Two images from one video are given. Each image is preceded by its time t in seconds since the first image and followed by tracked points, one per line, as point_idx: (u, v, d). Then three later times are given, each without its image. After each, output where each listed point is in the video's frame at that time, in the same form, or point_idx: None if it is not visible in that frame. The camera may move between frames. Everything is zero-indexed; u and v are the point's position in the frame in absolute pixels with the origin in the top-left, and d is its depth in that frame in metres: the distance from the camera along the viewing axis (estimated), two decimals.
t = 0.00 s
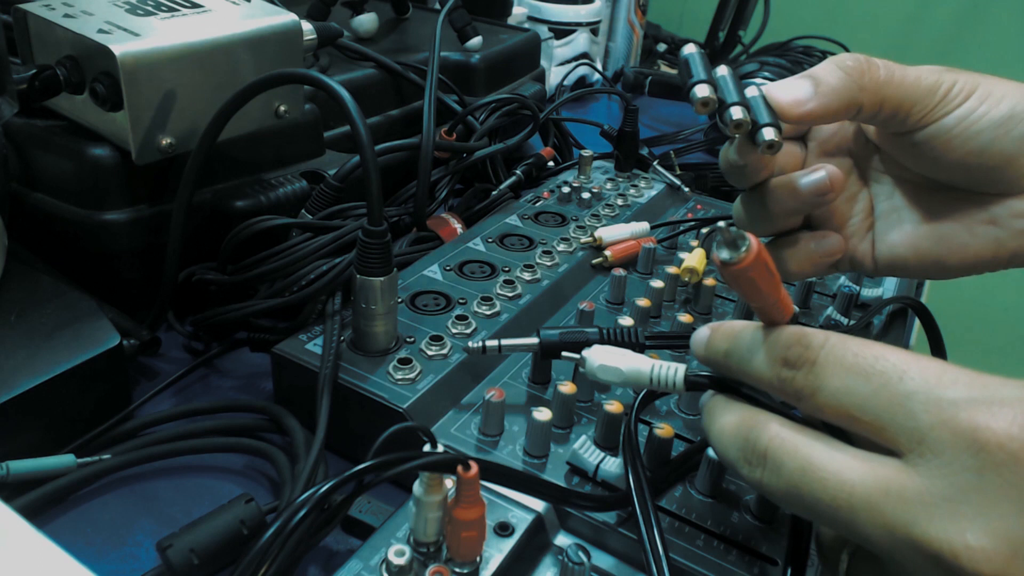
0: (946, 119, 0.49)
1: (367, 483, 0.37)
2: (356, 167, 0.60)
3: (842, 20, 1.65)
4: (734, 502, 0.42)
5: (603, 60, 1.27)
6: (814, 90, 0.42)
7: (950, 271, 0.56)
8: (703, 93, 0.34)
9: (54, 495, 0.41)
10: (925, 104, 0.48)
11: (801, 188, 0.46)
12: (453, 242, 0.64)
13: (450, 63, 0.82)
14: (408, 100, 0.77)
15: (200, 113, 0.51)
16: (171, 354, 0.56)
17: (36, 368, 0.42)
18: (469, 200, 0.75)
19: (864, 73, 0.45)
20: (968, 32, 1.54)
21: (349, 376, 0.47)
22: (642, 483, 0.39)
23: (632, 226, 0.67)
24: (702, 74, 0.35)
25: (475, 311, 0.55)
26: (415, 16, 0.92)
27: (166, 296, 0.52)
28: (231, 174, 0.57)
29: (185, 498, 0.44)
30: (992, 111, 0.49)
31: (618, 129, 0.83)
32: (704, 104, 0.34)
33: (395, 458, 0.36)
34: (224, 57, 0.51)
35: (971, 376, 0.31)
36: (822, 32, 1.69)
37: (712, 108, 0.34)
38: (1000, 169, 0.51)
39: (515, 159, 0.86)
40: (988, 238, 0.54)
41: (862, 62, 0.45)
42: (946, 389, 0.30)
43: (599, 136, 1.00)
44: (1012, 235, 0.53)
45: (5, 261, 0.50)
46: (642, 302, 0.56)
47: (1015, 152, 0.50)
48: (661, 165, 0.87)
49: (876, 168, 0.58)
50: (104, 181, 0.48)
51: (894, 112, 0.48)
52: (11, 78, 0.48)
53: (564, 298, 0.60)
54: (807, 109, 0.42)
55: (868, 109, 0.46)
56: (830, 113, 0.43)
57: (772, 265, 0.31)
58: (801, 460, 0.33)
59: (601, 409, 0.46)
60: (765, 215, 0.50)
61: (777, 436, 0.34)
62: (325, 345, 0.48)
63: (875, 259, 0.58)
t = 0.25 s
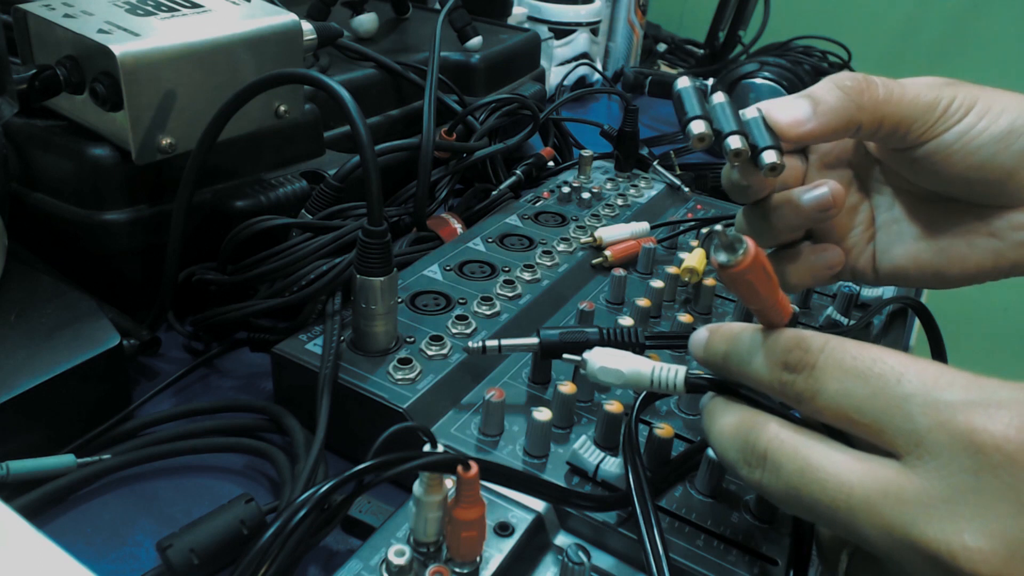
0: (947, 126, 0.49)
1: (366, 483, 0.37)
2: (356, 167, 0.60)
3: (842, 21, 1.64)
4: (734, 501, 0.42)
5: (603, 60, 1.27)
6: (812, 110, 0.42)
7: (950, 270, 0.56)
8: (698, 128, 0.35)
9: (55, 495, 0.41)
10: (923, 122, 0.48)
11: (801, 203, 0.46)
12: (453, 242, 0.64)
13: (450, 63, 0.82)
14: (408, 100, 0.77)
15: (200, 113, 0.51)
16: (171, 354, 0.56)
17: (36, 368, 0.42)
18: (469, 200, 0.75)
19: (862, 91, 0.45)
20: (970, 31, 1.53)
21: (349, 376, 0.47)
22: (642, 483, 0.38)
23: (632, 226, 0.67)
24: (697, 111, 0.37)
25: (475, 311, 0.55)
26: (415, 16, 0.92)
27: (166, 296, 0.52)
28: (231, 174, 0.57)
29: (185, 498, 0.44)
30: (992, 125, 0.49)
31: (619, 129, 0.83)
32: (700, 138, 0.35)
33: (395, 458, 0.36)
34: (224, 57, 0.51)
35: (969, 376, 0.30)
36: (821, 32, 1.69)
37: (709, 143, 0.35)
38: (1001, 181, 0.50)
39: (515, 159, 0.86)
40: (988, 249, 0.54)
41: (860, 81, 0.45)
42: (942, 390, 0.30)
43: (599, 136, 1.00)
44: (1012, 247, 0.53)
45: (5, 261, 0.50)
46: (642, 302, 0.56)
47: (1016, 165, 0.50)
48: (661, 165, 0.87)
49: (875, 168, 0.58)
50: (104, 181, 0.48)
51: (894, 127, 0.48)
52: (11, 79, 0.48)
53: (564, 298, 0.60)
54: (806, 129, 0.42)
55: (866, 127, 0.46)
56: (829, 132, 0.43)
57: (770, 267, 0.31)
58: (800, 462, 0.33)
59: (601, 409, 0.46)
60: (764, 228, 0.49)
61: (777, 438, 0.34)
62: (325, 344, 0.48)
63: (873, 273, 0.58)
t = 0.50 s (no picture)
0: (950, 128, 0.49)
1: (367, 483, 0.37)
2: (356, 167, 0.60)
3: (842, 21, 1.64)
4: (734, 501, 0.42)
5: (603, 60, 1.27)
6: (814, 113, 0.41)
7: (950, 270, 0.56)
8: (690, 143, 0.35)
9: (55, 494, 0.41)
10: (925, 125, 0.48)
11: (801, 206, 0.46)
12: (453, 242, 0.64)
13: (450, 63, 0.82)
14: (408, 100, 0.77)
15: (200, 113, 0.51)
16: (171, 354, 0.56)
17: (36, 368, 0.42)
18: (469, 200, 0.75)
19: (865, 96, 0.45)
20: (970, 32, 1.52)
21: (349, 376, 0.47)
22: (642, 483, 0.39)
23: (632, 226, 0.67)
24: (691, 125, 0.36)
25: (475, 311, 0.55)
26: (415, 16, 0.92)
27: (166, 296, 0.52)
28: (230, 174, 0.57)
29: (185, 498, 0.44)
30: (994, 127, 0.49)
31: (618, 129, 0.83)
32: (691, 153, 0.35)
33: (395, 458, 0.36)
34: (224, 57, 0.51)
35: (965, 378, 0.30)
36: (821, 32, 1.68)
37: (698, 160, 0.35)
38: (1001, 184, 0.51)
39: (515, 159, 0.86)
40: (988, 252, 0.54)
41: (862, 85, 0.45)
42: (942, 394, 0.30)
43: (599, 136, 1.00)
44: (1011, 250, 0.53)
45: (5, 261, 0.50)
46: (642, 302, 0.56)
47: (1015, 169, 0.50)
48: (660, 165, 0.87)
49: (875, 167, 0.58)
50: (104, 181, 0.48)
51: (897, 129, 0.48)
52: (11, 78, 0.48)
53: (564, 298, 0.60)
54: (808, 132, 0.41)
55: (868, 131, 0.46)
56: (830, 136, 0.43)
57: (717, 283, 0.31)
58: (798, 465, 0.33)
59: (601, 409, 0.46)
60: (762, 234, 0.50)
61: (772, 445, 0.34)
62: (325, 344, 0.48)
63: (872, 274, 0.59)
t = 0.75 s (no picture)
0: (951, 140, 0.49)
1: (367, 483, 0.37)
2: (356, 167, 0.60)
3: (842, 21, 1.64)
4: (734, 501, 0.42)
5: (603, 60, 1.27)
6: (817, 126, 0.42)
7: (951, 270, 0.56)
8: (675, 172, 0.37)
9: (55, 494, 0.41)
10: (926, 138, 0.48)
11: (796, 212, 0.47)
12: (453, 242, 0.64)
13: (450, 63, 0.82)
14: (408, 100, 0.77)
15: (200, 113, 0.51)
16: (171, 354, 0.56)
17: (36, 367, 0.42)
18: (469, 200, 0.75)
19: (867, 114, 0.45)
20: (971, 32, 1.53)
21: (349, 376, 0.47)
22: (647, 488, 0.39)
23: (633, 226, 0.67)
24: (678, 149, 0.38)
25: (475, 311, 0.55)
26: (415, 16, 0.92)
27: (166, 296, 0.52)
28: (230, 174, 0.57)
29: (185, 498, 0.44)
30: (992, 139, 0.49)
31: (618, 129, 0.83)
32: (675, 182, 0.37)
33: (395, 458, 0.36)
34: (224, 57, 0.51)
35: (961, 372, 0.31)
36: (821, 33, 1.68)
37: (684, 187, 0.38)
38: (999, 192, 0.51)
39: (515, 159, 0.86)
40: (981, 258, 0.55)
41: (865, 103, 0.45)
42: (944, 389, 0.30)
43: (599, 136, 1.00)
44: (1004, 256, 0.54)
45: (5, 261, 0.50)
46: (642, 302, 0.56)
47: (1013, 178, 0.50)
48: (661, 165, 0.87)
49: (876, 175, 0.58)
50: (104, 182, 0.48)
51: (899, 144, 0.47)
52: (11, 78, 0.48)
53: (564, 298, 0.60)
54: (810, 144, 0.41)
55: (870, 148, 0.46)
56: (831, 152, 0.43)
57: (657, 304, 0.33)
58: (789, 461, 0.33)
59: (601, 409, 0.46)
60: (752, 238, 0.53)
61: (758, 443, 0.34)
62: (325, 344, 0.48)
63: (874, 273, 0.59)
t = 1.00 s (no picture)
0: (946, 143, 0.49)
1: (367, 483, 0.37)
2: (356, 167, 0.60)
3: (841, 21, 1.64)
4: (734, 502, 0.42)
5: (603, 60, 1.27)
6: (812, 129, 0.42)
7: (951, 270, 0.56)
8: (675, 177, 0.38)
9: (55, 494, 0.41)
10: (920, 142, 0.48)
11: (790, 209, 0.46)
12: (453, 242, 0.64)
13: (450, 63, 0.82)
14: (408, 100, 0.77)
15: (200, 113, 0.51)
16: (171, 354, 0.56)
17: (36, 367, 0.42)
18: (469, 200, 0.75)
19: (862, 116, 0.45)
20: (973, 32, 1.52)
21: (349, 376, 0.47)
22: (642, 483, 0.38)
23: (633, 226, 0.67)
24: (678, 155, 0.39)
25: (475, 311, 0.55)
26: (415, 16, 0.92)
27: (166, 296, 0.52)
28: (230, 174, 0.57)
29: (185, 498, 0.44)
30: (987, 143, 0.49)
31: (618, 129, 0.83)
32: (674, 187, 0.38)
33: (395, 459, 0.36)
34: (224, 57, 0.51)
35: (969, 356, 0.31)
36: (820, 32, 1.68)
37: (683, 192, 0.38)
38: (995, 198, 0.51)
39: (515, 159, 0.86)
40: (977, 262, 0.55)
41: (860, 105, 0.45)
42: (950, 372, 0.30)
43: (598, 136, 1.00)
44: (999, 260, 0.54)
45: (5, 261, 0.50)
46: (642, 302, 0.56)
47: (1010, 182, 0.50)
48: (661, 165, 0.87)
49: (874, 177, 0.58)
50: (104, 182, 0.48)
51: (898, 145, 0.48)
52: (11, 79, 0.48)
53: (564, 298, 0.60)
54: (806, 147, 0.41)
55: (865, 150, 0.46)
56: (827, 153, 0.43)
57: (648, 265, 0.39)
58: (795, 450, 0.33)
59: (601, 409, 0.46)
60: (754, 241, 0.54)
61: (766, 434, 0.34)
62: (325, 344, 0.48)
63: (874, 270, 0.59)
